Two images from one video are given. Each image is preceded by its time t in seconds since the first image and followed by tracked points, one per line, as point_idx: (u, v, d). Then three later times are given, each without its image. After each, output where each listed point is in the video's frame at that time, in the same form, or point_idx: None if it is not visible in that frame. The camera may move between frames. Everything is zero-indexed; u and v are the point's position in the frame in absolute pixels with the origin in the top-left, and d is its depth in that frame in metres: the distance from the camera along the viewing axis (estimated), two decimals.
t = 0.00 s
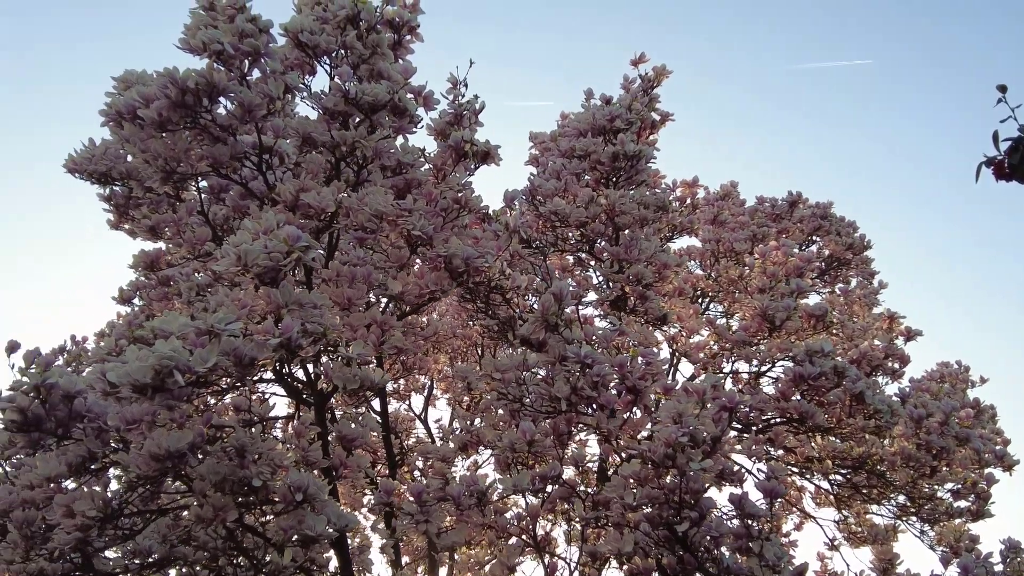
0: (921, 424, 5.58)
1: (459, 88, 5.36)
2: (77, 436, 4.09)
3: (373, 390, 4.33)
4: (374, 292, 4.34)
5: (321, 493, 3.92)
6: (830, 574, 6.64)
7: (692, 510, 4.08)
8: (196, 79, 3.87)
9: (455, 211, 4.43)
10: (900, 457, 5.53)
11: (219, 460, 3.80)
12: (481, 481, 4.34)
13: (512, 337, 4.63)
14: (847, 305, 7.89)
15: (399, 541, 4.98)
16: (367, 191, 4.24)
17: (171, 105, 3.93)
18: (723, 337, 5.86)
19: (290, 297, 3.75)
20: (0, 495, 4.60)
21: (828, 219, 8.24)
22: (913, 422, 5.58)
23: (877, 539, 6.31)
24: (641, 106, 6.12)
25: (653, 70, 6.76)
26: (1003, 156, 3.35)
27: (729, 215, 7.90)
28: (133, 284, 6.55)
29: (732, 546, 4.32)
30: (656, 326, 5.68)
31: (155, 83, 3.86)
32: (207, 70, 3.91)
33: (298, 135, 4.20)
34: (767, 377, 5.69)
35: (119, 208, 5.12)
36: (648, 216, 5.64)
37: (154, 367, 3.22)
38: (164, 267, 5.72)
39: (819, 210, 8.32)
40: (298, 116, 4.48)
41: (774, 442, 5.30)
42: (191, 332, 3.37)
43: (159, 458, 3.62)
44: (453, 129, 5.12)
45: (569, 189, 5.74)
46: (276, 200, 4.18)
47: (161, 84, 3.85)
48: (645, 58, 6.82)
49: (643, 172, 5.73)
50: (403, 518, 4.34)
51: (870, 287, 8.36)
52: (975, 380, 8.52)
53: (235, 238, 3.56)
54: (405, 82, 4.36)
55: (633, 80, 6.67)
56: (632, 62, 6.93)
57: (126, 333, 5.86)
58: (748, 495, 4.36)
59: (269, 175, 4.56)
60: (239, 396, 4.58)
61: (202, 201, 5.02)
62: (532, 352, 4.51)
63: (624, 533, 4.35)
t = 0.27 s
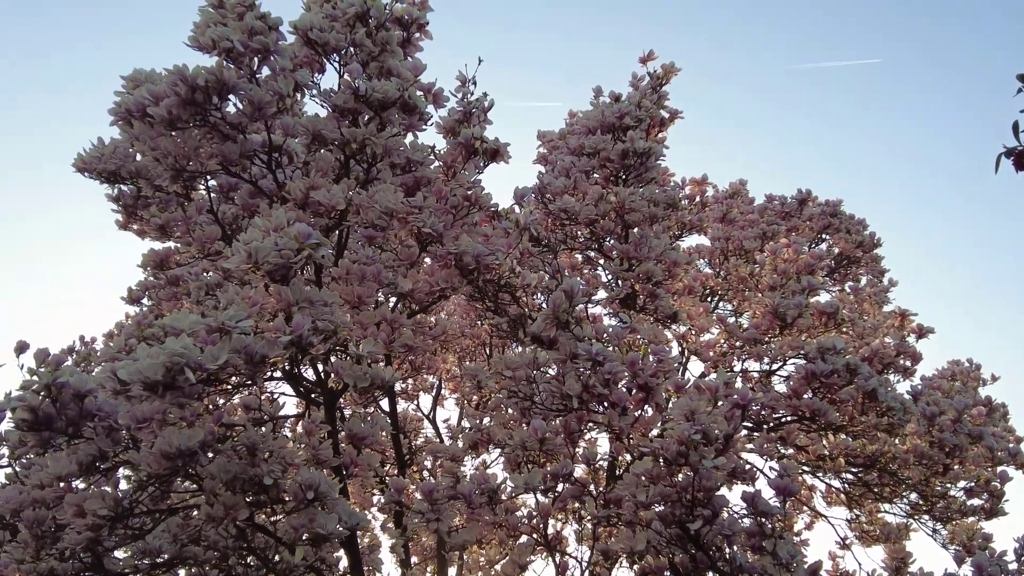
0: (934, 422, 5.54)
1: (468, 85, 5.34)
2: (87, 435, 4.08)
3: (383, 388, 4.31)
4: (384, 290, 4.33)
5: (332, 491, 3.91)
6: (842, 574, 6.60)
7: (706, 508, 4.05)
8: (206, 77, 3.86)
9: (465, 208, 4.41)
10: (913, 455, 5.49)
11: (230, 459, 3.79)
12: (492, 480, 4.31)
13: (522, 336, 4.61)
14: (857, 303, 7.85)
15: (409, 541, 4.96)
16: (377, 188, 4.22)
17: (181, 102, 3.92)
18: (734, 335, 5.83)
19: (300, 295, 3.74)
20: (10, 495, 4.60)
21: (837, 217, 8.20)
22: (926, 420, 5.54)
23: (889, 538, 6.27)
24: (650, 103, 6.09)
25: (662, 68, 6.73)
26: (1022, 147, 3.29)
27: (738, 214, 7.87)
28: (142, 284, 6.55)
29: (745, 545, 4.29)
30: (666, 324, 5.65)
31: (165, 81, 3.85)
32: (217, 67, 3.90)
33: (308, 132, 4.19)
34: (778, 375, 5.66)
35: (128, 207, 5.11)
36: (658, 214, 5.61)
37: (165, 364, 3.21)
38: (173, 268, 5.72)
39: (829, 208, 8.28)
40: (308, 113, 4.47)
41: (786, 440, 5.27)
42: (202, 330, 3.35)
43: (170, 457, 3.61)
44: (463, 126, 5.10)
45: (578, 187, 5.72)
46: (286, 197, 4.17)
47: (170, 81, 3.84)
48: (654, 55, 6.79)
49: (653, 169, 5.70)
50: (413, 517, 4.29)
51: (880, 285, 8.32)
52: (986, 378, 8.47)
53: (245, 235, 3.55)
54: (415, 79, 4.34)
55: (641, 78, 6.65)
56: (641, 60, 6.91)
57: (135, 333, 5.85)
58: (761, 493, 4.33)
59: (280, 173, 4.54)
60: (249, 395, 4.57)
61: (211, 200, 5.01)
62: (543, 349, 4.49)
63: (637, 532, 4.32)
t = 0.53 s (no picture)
0: (950, 417, 5.48)
1: (479, 80, 5.30)
2: (97, 432, 4.06)
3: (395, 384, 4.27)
4: (396, 285, 4.29)
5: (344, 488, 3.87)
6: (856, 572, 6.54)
7: (722, 504, 3.99)
8: (216, 70, 3.83)
9: (477, 202, 4.37)
10: (929, 451, 5.43)
11: (241, 455, 3.75)
12: (505, 476, 4.27)
13: (534, 331, 4.57)
14: (869, 300, 7.80)
15: (421, 539, 4.92)
16: (388, 183, 4.18)
17: (191, 96, 3.89)
18: (747, 331, 5.78)
19: (311, 290, 3.71)
20: (21, 493, 4.57)
21: (849, 213, 8.14)
22: (942, 416, 5.46)
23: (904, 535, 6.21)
24: (661, 97, 6.05)
25: (672, 63, 6.68)
26: None
27: (749, 210, 7.81)
28: (151, 282, 6.52)
29: (762, 541, 4.24)
30: (678, 320, 5.60)
31: (175, 74, 3.82)
32: (227, 61, 3.87)
33: (318, 126, 4.15)
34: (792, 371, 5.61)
35: (137, 204, 5.09)
36: (670, 208, 5.56)
37: (176, 358, 3.18)
38: (182, 265, 5.69)
39: (840, 204, 8.22)
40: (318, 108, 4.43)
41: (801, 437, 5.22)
42: (213, 324, 3.32)
43: (181, 453, 3.58)
44: (474, 121, 5.06)
45: (590, 182, 5.67)
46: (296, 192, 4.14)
47: (180, 75, 3.81)
48: (664, 50, 6.74)
49: (665, 164, 5.65)
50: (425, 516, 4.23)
51: (892, 281, 8.26)
52: (999, 375, 8.40)
53: (256, 229, 3.52)
54: (426, 72, 4.30)
55: (651, 73, 6.60)
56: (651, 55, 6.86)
57: (145, 331, 5.83)
58: (777, 489, 4.28)
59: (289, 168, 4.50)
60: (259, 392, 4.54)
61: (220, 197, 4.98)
62: (555, 345, 4.45)
63: (652, 529, 4.28)
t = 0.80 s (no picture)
0: (966, 413, 5.42)
1: (488, 75, 5.26)
2: (107, 430, 4.02)
3: (407, 381, 4.22)
4: (407, 281, 4.24)
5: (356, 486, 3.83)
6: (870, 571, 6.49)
7: (739, 501, 3.94)
8: (226, 64, 3.80)
9: (489, 197, 4.32)
10: (945, 447, 5.37)
11: (252, 453, 3.71)
12: (518, 473, 4.23)
13: (547, 327, 4.52)
14: (881, 297, 7.74)
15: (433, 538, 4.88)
16: (399, 177, 4.14)
17: (201, 90, 3.86)
18: (760, 328, 5.74)
19: (324, 285, 3.67)
20: (29, 492, 4.54)
21: (860, 209, 8.08)
22: (958, 412, 5.35)
23: (919, 533, 6.16)
24: (671, 92, 6.00)
25: (682, 58, 6.63)
26: None
27: (759, 207, 7.76)
28: (159, 281, 6.49)
29: (779, 539, 4.20)
30: (691, 317, 5.55)
31: (185, 68, 3.79)
32: (237, 54, 3.83)
33: (329, 121, 4.12)
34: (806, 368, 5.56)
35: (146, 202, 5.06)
36: (681, 204, 5.51)
37: (189, 354, 3.15)
38: (191, 263, 5.65)
39: (851, 201, 8.17)
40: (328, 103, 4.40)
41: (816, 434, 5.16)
42: (225, 320, 3.28)
43: (193, 451, 3.54)
44: (484, 117, 5.01)
45: (600, 178, 5.62)
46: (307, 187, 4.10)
47: (190, 69, 3.78)
48: (674, 45, 6.69)
49: (677, 159, 5.60)
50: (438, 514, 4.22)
51: (903, 278, 8.20)
52: (1012, 372, 8.33)
53: (268, 224, 3.48)
54: (437, 66, 4.25)
55: (662, 69, 6.55)
56: (660, 50, 6.81)
57: (154, 330, 5.80)
58: (793, 486, 4.23)
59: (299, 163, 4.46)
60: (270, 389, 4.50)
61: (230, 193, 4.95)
62: (568, 341, 4.41)
63: (668, 527, 4.22)
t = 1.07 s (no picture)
0: (982, 410, 5.36)
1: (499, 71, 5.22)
2: (117, 429, 3.99)
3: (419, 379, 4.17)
4: (419, 277, 4.20)
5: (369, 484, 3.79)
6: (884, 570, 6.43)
7: (756, 499, 3.89)
8: (237, 58, 3.77)
9: (501, 192, 4.27)
10: (961, 445, 5.31)
11: (264, 451, 3.68)
12: (532, 472, 4.18)
13: (560, 324, 4.48)
14: (893, 294, 7.69)
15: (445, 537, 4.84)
16: (411, 173, 4.09)
17: (211, 85, 3.83)
18: (774, 324, 5.69)
19: (336, 281, 3.63)
20: (39, 492, 4.51)
21: (871, 206, 8.02)
22: (974, 409, 5.33)
23: (934, 532, 6.10)
24: (683, 88, 5.96)
25: (693, 54, 6.59)
26: None
27: (770, 204, 7.71)
28: (168, 280, 6.48)
29: (796, 538, 4.14)
30: (703, 314, 5.51)
31: (195, 63, 3.76)
32: (248, 49, 3.81)
33: (340, 116, 4.08)
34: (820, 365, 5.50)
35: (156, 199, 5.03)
36: (694, 199, 5.46)
37: (201, 350, 3.11)
38: (201, 262, 5.63)
39: (862, 197, 8.10)
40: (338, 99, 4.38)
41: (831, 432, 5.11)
42: (237, 316, 3.25)
43: (204, 448, 3.50)
44: (494, 111, 4.93)
45: (612, 174, 5.56)
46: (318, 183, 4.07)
47: (200, 63, 3.75)
48: (684, 41, 6.64)
49: (689, 155, 5.52)
50: (451, 511, 4.22)
51: (915, 275, 8.15)
52: None
53: (279, 219, 3.45)
54: (448, 60, 4.20)
55: (672, 65, 6.51)
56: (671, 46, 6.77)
57: (164, 329, 5.77)
58: (810, 484, 4.19)
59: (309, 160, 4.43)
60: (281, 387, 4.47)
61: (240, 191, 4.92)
62: (582, 337, 4.36)
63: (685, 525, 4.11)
